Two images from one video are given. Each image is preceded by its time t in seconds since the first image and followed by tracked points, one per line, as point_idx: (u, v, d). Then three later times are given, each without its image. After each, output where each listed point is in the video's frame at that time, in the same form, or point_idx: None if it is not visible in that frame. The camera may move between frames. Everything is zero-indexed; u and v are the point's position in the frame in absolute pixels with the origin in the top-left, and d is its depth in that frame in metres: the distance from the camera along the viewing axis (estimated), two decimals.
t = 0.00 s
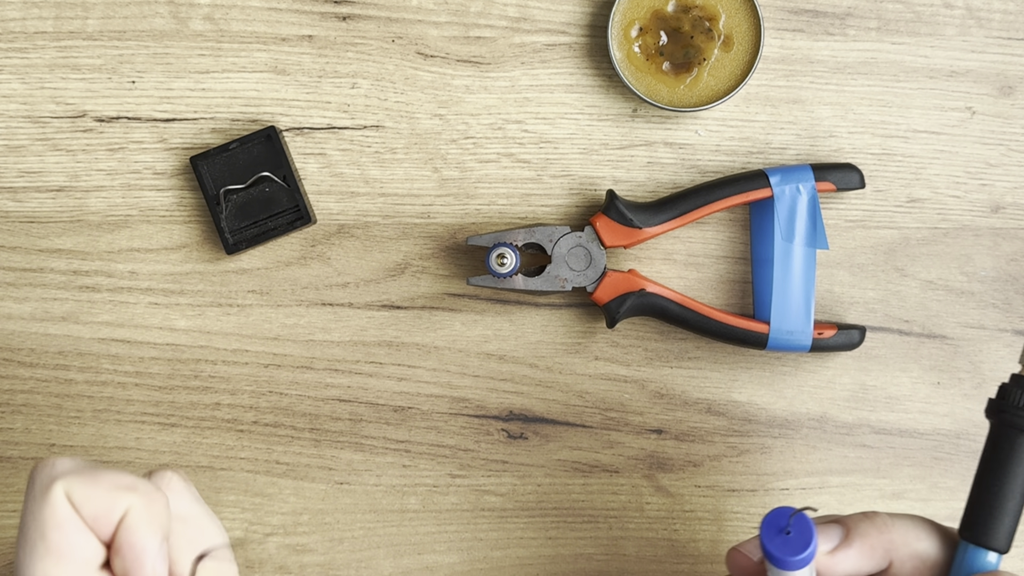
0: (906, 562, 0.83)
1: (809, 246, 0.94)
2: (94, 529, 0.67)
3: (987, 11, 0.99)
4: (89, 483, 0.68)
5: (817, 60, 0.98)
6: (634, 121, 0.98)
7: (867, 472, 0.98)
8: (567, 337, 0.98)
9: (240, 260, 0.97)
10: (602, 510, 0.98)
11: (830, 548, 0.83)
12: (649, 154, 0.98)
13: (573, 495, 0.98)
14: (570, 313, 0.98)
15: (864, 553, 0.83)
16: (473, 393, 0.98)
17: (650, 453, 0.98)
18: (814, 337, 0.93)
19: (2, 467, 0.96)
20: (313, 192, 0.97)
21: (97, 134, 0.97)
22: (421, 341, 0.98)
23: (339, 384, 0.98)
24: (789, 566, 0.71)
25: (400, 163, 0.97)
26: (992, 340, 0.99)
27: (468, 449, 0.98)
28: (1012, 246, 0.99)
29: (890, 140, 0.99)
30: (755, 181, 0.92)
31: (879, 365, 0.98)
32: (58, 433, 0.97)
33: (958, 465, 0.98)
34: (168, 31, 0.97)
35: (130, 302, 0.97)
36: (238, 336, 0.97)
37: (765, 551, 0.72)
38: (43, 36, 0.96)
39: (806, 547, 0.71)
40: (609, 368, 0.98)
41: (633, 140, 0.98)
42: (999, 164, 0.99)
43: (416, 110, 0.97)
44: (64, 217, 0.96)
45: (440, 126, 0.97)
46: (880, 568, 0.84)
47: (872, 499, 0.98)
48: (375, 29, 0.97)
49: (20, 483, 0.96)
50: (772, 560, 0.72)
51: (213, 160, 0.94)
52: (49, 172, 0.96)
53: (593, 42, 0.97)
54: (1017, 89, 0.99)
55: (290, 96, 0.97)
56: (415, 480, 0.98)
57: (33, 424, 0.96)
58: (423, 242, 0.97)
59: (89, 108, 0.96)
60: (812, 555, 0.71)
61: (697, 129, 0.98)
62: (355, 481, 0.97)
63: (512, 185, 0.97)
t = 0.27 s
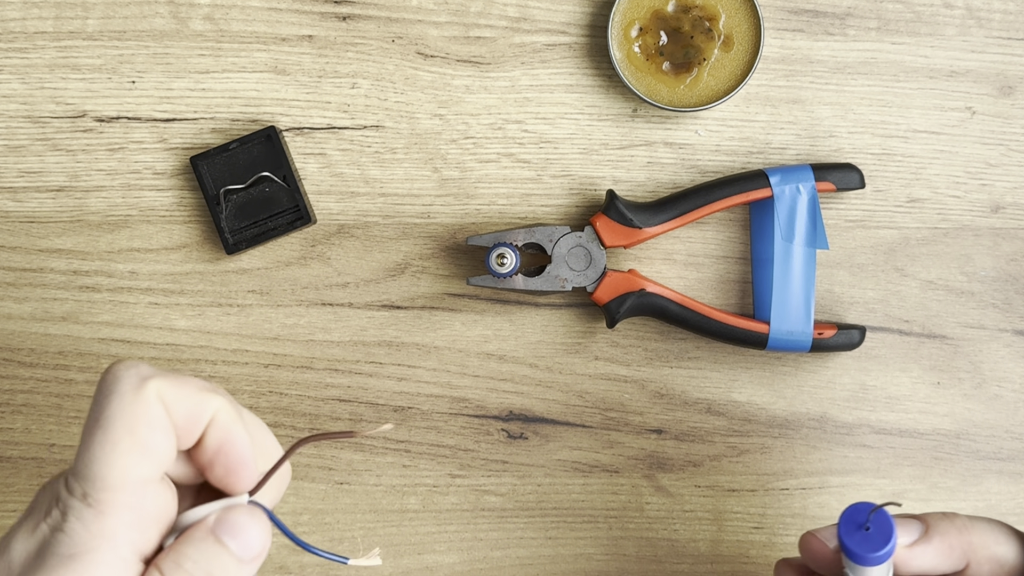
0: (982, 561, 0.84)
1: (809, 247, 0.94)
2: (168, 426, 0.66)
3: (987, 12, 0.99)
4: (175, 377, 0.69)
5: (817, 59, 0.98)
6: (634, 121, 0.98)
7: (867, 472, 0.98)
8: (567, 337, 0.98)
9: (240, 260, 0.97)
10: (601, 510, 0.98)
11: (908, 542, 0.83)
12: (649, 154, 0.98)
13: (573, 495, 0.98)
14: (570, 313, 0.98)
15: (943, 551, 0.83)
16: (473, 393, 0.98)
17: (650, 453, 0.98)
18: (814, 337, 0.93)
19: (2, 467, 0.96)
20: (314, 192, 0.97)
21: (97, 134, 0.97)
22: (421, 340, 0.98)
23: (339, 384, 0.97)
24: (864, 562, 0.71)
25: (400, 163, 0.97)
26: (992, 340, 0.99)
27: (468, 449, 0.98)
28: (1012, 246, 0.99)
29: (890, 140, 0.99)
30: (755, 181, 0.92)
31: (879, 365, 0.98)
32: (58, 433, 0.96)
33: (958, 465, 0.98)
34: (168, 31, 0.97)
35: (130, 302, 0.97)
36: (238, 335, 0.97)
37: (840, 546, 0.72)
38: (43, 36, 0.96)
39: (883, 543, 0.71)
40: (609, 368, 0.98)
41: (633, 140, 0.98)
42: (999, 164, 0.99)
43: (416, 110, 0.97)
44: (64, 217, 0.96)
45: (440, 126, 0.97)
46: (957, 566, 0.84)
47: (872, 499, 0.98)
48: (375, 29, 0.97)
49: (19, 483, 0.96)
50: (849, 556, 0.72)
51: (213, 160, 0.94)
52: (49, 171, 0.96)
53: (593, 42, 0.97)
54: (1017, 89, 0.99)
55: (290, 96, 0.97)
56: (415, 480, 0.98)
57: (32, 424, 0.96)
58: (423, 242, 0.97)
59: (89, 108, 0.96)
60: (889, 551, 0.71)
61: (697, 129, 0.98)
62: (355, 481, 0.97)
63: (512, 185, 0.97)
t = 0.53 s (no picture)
0: None
1: (809, 247, 0.94)
2: (185, 330, 0.63)
3: (987, 11, 0.99)
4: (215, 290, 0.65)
5: (817, 59, 0.98)
6: (634, 121, 0.98)
7: (867, 472, 0.98)
8: (567, 337, 0.98)
9: (240, 260, 0.97)
10: (602, 510, 0.98)
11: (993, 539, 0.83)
12: (649, 154, 0.98)
13: (573, 495, 0.98)
14: (570, 313, 0.98)
15: None
16: (473, 393, 0.98)
17: (650, 453, 0.98)
18: (814, 337, 0.93)
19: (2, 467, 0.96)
20: (314, 192, 0.97)
21: (97, 135, 0.97)
22: (421, 340, 0.98)
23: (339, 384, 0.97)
24: (950, 554, 0.72)
25: (400, 163, 0.97)
26: (992, 340, 0.98)
27: (469, 449, 0.98)
28: (1012, 246, 0.99)
29: (890, 140, 0.99)
30: (755, 180, 0.92)
31: (879, 365, 0.98)
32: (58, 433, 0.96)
33: (958, 465, 0.98)
34: (168, 31, 0.97)
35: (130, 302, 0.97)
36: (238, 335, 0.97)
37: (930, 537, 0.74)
38: (43, 36, 0.96)
39: (974, 538, 0.72)
40: (609, 368, 0.98)
41: (633, 140, 0.98)
42: (999, 164, 0.99)
43: (416, 110, 0.97)
44: (64, 217, 0.96)
45: (440, 126, 0.97)
46: None
47: (872, 499, 0.98)
48: (375, 29, 0.97)
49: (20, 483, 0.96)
50: (937, 547, 0.73)
51: (214, 160, 0.94)
52: (49, 172, 0.96)
53: (593, 42, 0.97)
54: (1017, 89, 0.99)
55: (290, 95, 0.97)
56: (415, 480, 0.98)
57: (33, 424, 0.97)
58: (423, 242, 0.97)
59: (89, 108, 0.96)
60: (979, 547, 0.72)
61: (697, 129, 0.98)
62: (355, 481, 0.98)
63: (512, 185, 0.97)
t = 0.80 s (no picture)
0: None
1: (808, 247, 0.94)
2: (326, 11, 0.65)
3: (987, 11, 0.99)
4: None
5: (817, 59, 0.98)
6: (634, 121, 0.97)
7: (867, 472, 0.98)
8: (567, 337, 0.97)
9: (240, 260, 0.96)
10: (602, 510, 0.98)
11: None
12: (648, 154, 0.98)
13: (573, 495, 0.98)
14: (570, 313, 0.97)
15: None
16: (473, 393, 0.98)
17: (650, 453, 0.98)
18: (814, 336, 0.93)
19: (2, 467, 0.96)
20: (314, 192, 0.97)
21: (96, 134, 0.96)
22: (421, 340, 0.97)
23: (339, 384, 0.97)
24: (995, 552, 0.77)
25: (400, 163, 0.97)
26: (993, 340, 0.98)
27: (469, 449, 0.98)
28: (1012, 246, 0.99)
29: (890, 140, 0.98)
30: (755, 180, 0.92)
31: (879, 365, 0.98)
32: (58, 433, 0.96)
33: (959, 465, 0.98)
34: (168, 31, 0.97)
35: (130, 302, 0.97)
36: (238, 335, 0.97)
37: (975, 536, 0.78)
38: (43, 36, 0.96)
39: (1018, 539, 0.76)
40: (609, 369, 0.98)
41: (633, 140, 0.98)
42: (999, 164, 0.99)
43: (417, 110, 0.97)
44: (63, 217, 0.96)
45: (440, 126, 0.97)
46: None
47: (872, 500, 0.98)
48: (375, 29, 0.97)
49: (20, 483, 0.96)
50: (981, 545, 0.78)
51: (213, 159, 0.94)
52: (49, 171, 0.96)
53: (593, 42, 0.97)
54: (1017, 89, 0.99)
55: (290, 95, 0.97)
56: (415, 480, 0.98)
57: (32, 424, 0.96)
58: (423, 242, 0.97)
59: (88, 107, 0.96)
60: None
61: (697, 129, 0.98)
62: (355, 481, 0.97)
63: (512, 185, 0.97)
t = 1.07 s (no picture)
0: None
1: (809, 247, 0.93)
2: None
3: (989, 11, 0.98)
4: (406, 15, 0.71)
5: (818, 59, 0.97)
6: (634, 121, 0.97)
7: (868, 473, 0.98)
8: (567, 338, 0.97)
9: (239, 260, 0.96)
10: (602, 511, 0.97)
11: None
12: (649, 154, 0.97)
13: (573, 496, 0.97)
14: (570, 314, 0.97)
15: None
16: (473, 394, 0.97)
17: (651, 454, 0.97)
18: (815, 337, 0.92)
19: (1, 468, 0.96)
20: (313, 192, 0.96)
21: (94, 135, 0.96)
22: (421, 341, 0.97)
23: (338, 385, 0.97)
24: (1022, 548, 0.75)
25: (399, 162, 0.97)
26: (994, 340, 0.98)
27: (468, 450, 0.97)
28: (1014, 247, 0.98)
29: (891, 140, 0.98)
30: (756, 180, 0.91)
31: (880, 366, 0.98)
32: (56, 434, 0.96)
33: (960, 466, 0.97)
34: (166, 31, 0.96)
35: (129, 303, 0.97)
36: (237, 336, 0.97)
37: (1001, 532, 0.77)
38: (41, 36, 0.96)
39: None
40: (609, 369, 0.97)
41: (633, 140, 0.97)
42: (1001, 164, 0.98)
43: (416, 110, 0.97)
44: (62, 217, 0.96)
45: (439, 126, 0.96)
46: None
47: (874, 501, 0.97)
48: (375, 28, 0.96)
49: (18, 484, 0.96)
50: (1008, 540, 0.76)
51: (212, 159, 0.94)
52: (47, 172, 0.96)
53: (593, 41, 0.97)
54: (1019, 89, 0.98)
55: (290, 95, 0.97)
56: (415, 481, 0.97)
57: (31, 425, 0.96)
58: (422, 242, 0.97)
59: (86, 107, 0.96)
60: None
61: (697, 129, 0.97)
62: (355, 482, 0.97)
63: (512, 185, 0.97)
